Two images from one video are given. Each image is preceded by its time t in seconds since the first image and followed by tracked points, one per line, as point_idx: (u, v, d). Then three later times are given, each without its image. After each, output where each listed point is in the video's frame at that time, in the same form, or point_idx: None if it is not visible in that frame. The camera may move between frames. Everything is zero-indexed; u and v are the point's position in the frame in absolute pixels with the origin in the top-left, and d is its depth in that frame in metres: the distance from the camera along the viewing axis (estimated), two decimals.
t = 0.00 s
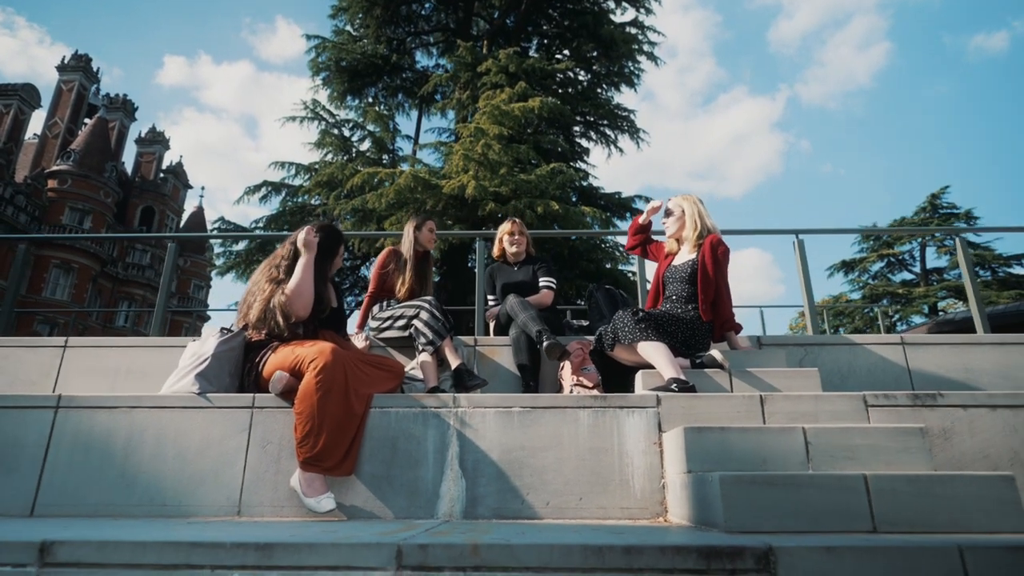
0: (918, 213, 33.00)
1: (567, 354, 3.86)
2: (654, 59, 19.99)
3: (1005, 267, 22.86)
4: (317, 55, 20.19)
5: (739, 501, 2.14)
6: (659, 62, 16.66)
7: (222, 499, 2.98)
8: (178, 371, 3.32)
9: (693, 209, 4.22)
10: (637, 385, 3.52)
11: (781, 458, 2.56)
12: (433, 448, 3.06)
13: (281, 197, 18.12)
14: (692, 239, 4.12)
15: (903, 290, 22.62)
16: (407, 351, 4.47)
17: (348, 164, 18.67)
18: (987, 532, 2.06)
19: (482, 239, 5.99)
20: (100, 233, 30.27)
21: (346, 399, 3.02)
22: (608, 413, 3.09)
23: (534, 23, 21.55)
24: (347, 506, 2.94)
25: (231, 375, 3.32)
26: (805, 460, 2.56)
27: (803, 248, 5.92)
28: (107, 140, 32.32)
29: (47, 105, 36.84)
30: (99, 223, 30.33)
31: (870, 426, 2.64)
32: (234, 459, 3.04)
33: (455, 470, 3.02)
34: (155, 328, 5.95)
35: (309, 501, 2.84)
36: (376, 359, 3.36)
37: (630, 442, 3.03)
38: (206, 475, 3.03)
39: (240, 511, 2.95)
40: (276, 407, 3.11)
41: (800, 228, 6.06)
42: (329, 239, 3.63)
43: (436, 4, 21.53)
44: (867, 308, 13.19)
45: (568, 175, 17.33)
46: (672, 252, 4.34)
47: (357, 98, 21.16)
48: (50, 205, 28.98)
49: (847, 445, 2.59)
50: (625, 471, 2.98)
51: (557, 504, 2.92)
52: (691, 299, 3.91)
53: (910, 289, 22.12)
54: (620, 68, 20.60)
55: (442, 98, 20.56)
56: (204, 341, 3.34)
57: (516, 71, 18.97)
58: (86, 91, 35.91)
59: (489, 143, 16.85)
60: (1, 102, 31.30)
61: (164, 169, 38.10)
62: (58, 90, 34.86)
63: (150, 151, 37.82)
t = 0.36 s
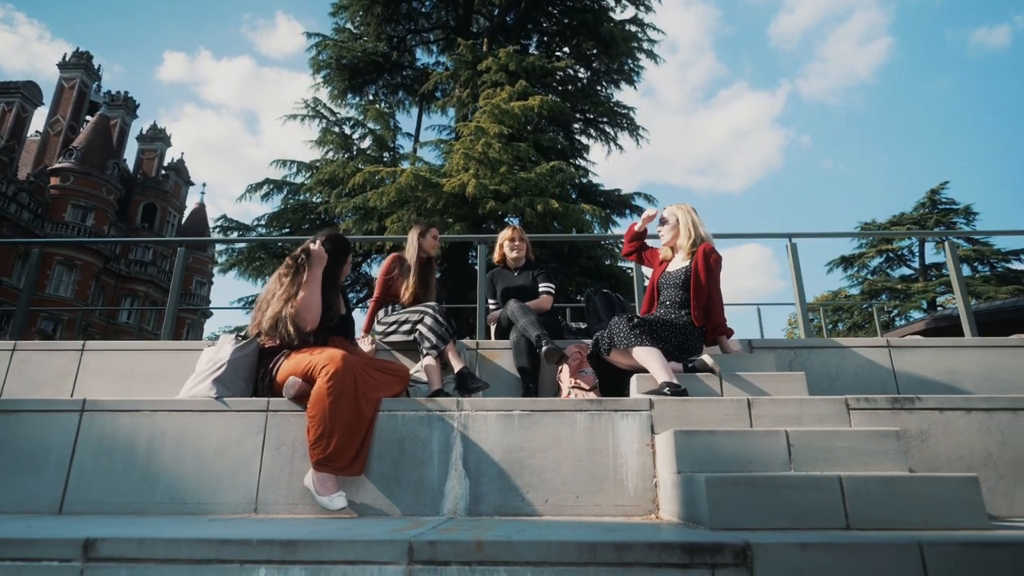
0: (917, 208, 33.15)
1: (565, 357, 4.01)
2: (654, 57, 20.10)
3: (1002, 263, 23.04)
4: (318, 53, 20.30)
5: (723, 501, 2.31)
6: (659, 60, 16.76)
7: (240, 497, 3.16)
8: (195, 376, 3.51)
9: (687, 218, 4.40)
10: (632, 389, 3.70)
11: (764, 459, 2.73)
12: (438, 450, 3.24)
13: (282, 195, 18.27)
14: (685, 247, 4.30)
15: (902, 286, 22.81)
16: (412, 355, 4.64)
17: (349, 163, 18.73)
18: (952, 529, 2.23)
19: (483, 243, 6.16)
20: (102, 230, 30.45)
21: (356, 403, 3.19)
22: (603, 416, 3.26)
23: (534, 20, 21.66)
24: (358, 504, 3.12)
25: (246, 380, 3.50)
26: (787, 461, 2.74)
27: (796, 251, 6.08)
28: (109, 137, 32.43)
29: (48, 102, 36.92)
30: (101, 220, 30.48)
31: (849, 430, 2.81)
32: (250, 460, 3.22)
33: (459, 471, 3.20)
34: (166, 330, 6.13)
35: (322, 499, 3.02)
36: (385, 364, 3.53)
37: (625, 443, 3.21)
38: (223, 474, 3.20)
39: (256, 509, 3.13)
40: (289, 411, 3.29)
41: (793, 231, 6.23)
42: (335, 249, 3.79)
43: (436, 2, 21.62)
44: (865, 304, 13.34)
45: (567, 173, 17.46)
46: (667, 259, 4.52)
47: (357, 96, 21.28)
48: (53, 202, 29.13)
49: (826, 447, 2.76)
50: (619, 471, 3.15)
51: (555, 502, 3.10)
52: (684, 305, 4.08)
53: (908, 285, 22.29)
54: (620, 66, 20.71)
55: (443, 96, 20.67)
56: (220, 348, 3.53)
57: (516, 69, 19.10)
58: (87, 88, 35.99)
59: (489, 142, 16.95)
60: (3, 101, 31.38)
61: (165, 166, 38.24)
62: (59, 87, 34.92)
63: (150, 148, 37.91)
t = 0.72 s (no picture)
0: (916, 205, 33.29)
1: (563, 358, 4.19)
2: (653, 55, 20.22)
3: (1000, 259, 23.19)
4: (319, 51, 20.43)
5: (707, 497, 2.50)
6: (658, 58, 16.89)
7: (256, 492, 3.35)
8: (211, 378, 3.70)
9: (680, 225, 4.59)
10: (627, 388, 3.88)
11: (748, 457, 2.91)
12: (443, 447, 3.43)
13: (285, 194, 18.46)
14: (679, 253, 4.48)
15: (900, 282, 22.98)
16: (416, 355, 4.83)
17: (351, 161, 18.86)
18: (920, 522, 2.41)
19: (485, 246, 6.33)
20: (105, 227, 30.62)
21: (365, 404, 3.38)
22: (598, 416, 3.45)
23: (534, 18, 21.77)
24: (367, 498, 3.31)
25: (260, 381, 3.70)
26: (770, 458, 2.92)
27: (788, 254, 6.27)
28: (111, 134, 32.60)
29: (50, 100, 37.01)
30: (104, 217, 30.66)
31: (829, 429, 3.00)
32: (265, 457, 3.40)
33: (462, 467, 3.39)
34: (178, 331, 6.33)
35: (334, 494, 3.21)
36: (392, 367, 3.70)
37: (619, 442, 3.39)
38: (240, 471, 3.39)
39: (272, 503, 3.32)
40: (302, 411, 3.48)
41: (786, 234, 6.40)
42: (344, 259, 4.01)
43: None
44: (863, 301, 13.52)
45: (567, 171, 17.59)
46: (661, 263, 4.71)
47: (358, 93, 21.40)
48: (56, 199, 29.28)
49: (807, 445, 2.95)
50: (614, 468, 3.34)
51: (553, 497, 3.29)
52: (677, 308, 4.26)
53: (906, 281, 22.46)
54: (619, 63, 20.84)
55: (443, 94, 20.79)
56: (235, 351, 3.72)
57: (516, 68, 19.22)
58: (89, 85, 36.09)
59: (489, 141, 17.09)
60: (6, 98, 31.48)
61: (167, 162, 38.41)
62: (61, 85, 35.02)
63: (152, 145, 38.00)
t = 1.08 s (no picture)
0: (915, 202, 33.42)
1: (561, 359, 4.38)
2: (653, 53, 20.35)
3: (997, 257, 23.36)
4: (321, 49, 20.55)
5: (692, 491, 2.69)
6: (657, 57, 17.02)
7: (270, 486, 3.54)
8: (226, 377, 3.90)
9: (673, 231, 4.78)
10: (621, 389, 4.08)
11: (732, 454, 3.11)
12: (446, 444, 3.63)
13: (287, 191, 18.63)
14: (672, 257, 4.68)
15: (898, 278, 23.17)
16: (419, 355, 5.02)
17: (352, 159, 18.97)
18: (888, 515, 2.61)
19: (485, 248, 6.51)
20: (107, 223, 30.79)
21: (372, 403, 3.57)
22: (593, 415, 3.65)
23: (535, 16, 21.91)
24: (375, 493, 3.52)
25: (272, 381, 3.90)
26: (752, 455, 3.12)
27: (780, 256, 6.45)
28: (113, 130, 32.77)
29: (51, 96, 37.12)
30: (106, 213, 30.83)
31: (809, 428, 3.19)
32: (278, 453, 3.60)
33: (464, 463, 3.59)
34: (187, 330, 6.54)
35: (344, 488, 3.41)
36: (397, 368, 3.88)
37: (612, 439, 3.59)
38: (255, 466, 3.59)
39: (284, 496, 3.51)
40: (312, 409, 3.67)
41: (778, 237, 6.59)
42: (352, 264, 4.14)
43: None
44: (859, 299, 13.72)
45: (566, 170, 17.75)
46: (654, 267, 4.90)
47: (359, 90, 21.52)
48: (58, 195, 29.42)
49: (787, 443, 3.15)
50: (607, 463, 3.54)
51: (550, 491, 3.50)
52: (670, 310, 4.45)
53: (904, 278, 22.64)
54: (619, 61, 20.98)
55: (444, 92, 20.94)
56: (249, 351, 3.93)
57: (516, 66, 19.34)
58: (90, 81, 36.18)
59: (489, 140, 17.22)
60: (8, 95, 31.56)
61: (168, 158, 38.57)
62: (63, 81, 35.12)
63: (154, 141, 38.13)
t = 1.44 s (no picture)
0: (912, 198, 33.56)
1: (557, 358, 4.57)
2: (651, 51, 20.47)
3: (994, 254, 23.53)
4: (321, 46, 20.66)
5: (677, 485, 2.89)
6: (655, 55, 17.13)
7: (281, 479, 3.74)
8: (237, 375, 4.09)
9: (665, 235, 4.97)
10: (614, 387, 4.27)
11: (717, 450, 3.31)
12: (447, 440, 3.83)
13: (288, 188, 18.78)
14: (663, 261, 4.87)
15: (895, 275, 23.34)
16: (421, 354, 5.20)
17: (353, 155, 19.05)
18: (859, 507, 2.81)
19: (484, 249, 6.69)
20: (108, 219, 30.91)
21: (377, 401, 3.77)
22: (587, 412, 3.84)
23: (534, 14, 22.04)
24: (380, 485, 3.72)
25: (282, 380, 4.10)
26: (735, 450, 3.32)
27: (771, 258, 6.64)
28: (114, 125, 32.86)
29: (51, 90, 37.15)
30: (107, 208, 30.95)
31: (788, 427, 3.39)
32: (288, 448, 3.80)
33: (465, 457, 3.79)
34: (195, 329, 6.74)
35: (351, 482, 3.61)
36: (400, 366, 4.07)
37: (605, 435, 3.79)
38: (266, 460, 3.79)
39: (294, 489, 3.71)
40: (321, 406, 3.87)
41: (769, 239, 6.79)
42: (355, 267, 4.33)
43: None
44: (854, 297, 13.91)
45: (565, 168, 17.89)
46: (647, 270, 5.10)
47: (359, 87, 21.62)
48: (59, 190, 29.54)
49: (767, 439, 3.35)
50: (600, 458, 3.74)
51: (546, 485, 3.70)
52: (661, 312, 4.64)
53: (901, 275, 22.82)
54: (618, 59, 21.10)
55: (444, 89, 21.07)
56: (259, 351, 4.13)
57: (515, 64, 19.45)
58: (90, 77, 36.23)
59: (489, 138, 17.33)
60: (8, 90, 31.57)
61: (168, 154, 38.67)
62: (63, 76, 35.17)
63: (154, 136, 38.22)
